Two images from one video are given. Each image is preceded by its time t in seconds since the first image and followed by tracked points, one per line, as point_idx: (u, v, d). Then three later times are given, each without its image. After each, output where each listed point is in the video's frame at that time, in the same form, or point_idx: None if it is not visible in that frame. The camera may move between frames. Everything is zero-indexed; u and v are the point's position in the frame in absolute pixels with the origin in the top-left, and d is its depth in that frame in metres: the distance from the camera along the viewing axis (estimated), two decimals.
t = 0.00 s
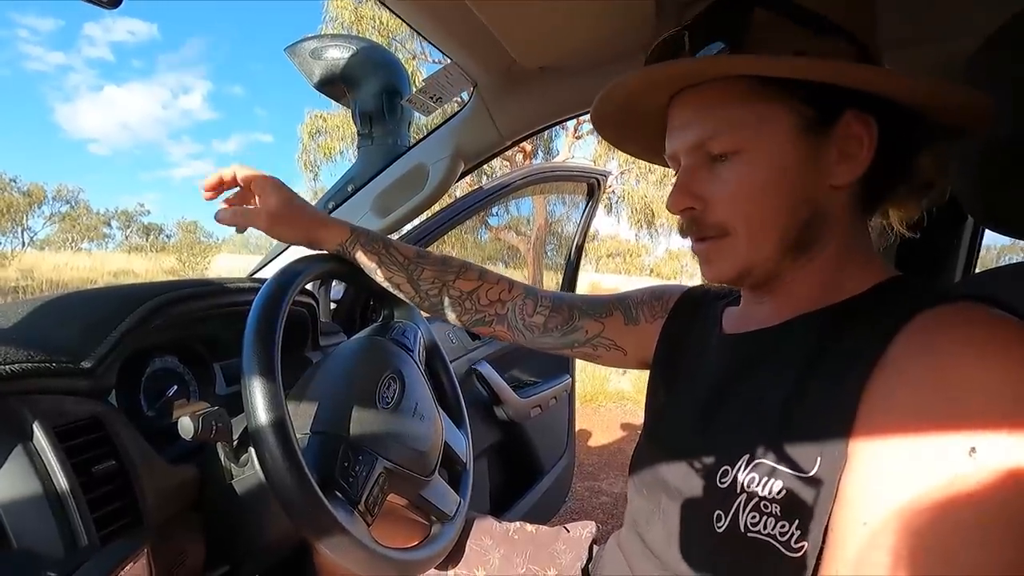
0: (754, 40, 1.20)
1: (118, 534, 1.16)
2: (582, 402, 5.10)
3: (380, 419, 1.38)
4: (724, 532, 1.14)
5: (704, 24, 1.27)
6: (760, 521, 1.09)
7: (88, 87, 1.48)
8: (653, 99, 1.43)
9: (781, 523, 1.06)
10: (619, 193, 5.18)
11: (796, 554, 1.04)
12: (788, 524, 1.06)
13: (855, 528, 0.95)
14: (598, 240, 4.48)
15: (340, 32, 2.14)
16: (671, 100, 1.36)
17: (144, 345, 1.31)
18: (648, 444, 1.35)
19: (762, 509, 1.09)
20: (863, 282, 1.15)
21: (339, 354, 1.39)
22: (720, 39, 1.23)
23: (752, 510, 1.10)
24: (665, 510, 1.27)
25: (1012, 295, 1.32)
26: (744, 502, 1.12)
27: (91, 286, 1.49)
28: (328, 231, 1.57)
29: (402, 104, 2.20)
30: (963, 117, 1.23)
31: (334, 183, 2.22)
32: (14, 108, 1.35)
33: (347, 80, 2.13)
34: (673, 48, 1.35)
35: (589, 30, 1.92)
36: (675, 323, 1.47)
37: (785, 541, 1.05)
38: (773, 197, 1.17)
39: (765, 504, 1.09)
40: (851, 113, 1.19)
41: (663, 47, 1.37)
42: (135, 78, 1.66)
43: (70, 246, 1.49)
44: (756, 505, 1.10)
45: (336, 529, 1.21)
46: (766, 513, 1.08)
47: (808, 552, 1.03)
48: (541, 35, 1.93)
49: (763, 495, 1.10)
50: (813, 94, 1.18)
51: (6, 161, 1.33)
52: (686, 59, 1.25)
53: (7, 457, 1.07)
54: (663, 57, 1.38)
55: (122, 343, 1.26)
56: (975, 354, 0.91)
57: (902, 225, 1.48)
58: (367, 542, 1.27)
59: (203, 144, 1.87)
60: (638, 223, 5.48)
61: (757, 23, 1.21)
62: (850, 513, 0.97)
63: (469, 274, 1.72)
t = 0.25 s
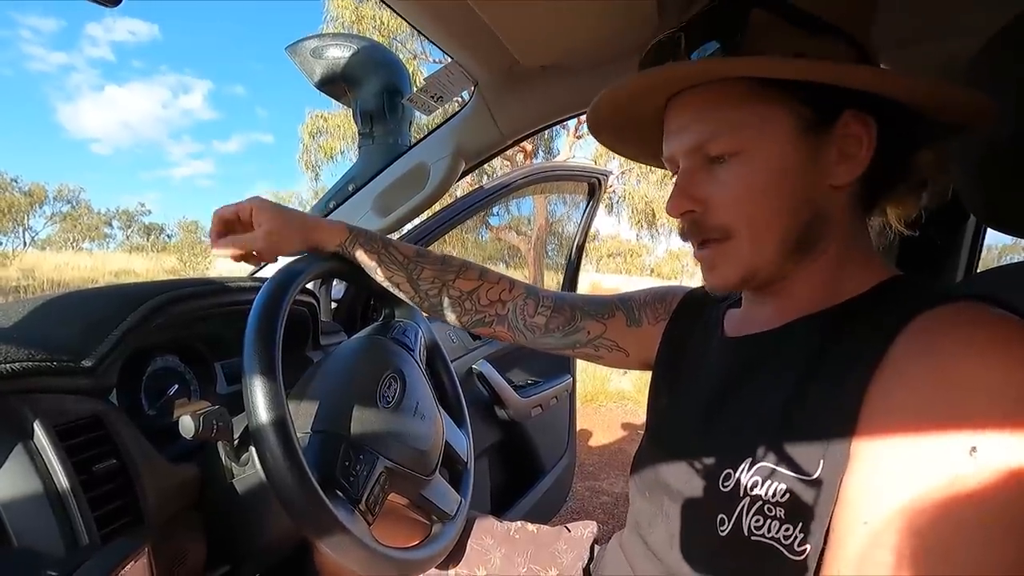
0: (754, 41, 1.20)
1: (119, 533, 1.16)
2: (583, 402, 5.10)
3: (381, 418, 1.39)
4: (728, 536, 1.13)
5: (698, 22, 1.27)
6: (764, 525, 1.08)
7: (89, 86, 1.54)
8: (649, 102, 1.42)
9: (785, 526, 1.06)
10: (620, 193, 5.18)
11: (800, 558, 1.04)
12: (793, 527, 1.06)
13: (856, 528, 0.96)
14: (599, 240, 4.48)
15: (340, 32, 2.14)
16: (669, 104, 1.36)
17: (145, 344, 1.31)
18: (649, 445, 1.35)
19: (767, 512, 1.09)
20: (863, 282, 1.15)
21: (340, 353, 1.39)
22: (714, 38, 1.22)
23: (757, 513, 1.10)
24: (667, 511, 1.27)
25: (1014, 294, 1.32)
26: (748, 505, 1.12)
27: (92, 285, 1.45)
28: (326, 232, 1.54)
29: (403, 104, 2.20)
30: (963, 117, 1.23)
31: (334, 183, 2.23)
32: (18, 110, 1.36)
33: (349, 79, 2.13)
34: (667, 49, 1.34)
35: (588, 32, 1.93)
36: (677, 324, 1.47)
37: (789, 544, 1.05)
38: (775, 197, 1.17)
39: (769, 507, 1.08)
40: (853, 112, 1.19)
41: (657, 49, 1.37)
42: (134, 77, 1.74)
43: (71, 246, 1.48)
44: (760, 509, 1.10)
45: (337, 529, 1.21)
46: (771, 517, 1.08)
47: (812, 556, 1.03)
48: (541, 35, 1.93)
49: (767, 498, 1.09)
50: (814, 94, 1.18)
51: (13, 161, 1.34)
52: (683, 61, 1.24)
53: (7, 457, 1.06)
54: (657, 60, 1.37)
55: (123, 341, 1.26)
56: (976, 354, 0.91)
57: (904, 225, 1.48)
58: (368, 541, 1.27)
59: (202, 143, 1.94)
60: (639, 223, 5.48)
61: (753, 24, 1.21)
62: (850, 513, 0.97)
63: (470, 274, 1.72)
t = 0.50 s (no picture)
0: (760, 55, 1.22)
1: (125, 539, 1.17)
2: (585, 412, 5.10)
3: (384, 427, 1.39)
4: (731, 550, 1.13)
5: (704, 36, 1.28)
6: (769, 539, 1.09)
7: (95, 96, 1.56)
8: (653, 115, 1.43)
9: (790, 540, 1.06)
10: (622, 204, 5.19)
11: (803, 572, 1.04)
12: (797, 542, 1.06)
13: (858, 542, 0.96)
14: (601, 250, 4.49)
15: (347, 45, 2.16)
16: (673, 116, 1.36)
17: (152, 352, 1.31)
18: (653, 457, 1.36)
19: (771, 526, 1.09)
20: (866, 296, 1.16)
21: (344, 362, 1.40)
22: (720, 52, 1.24)
23: (761, 527, 1.10)
24: (670, 524, 1.27)
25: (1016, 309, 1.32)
26: (752, 519, 1.12)
27: (96, 292, 1.46)
28: (331, 242, 1.55)
29: (409, 116, 2.21)
30: (966, 133, 1.24)
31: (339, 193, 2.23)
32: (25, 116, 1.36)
33: (355, 91, 2.15)
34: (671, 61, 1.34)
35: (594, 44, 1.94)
36: (680, 335, 1.48)
37: (793, 558, 1.05)
38: (780, 211, 1.18)
39: (773, 521, 1.09)
40: (857, 129, 1.20)
41: (659, 65, 1.37)
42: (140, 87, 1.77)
43: (76, 252, 1.49)
44: (764, 523, 1.10)
45: (340, 538, 1.22)
46: (775, 531, 1.08)
47: (815, 569, 1.03)
48: (547, 47, 1.95)
49: (771, 512, 1.09)
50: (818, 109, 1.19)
51: (16, 168, 1.33)
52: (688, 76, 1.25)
53: (16, 463, 1.07)
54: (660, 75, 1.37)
55: (130, 349, 1.26)
56: (979, 369, 0.92)
57: (907, 238, 1.49)
58: (371, 549, 1.27)
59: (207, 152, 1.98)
60: (642, 234, 5.49)
61: (762, 38, 1.22)
62: (854, 527, 0.97)
63: (473, 283, 1.73)
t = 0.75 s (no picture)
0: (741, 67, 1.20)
1: (126, 540, 1.17)
2: (585, 415, 5.11)
3: (385, 428, 1.39)
4: (733, 554, 1.13)
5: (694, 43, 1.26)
6: (770, 543, 1.08)
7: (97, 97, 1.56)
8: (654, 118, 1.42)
9: (792, 545, 1.06)
10: (623, 206, 5.20)
11: None
12: (798, 545, 1.06)
13: (859, 543, 0.97)
14: (601, 252, 4.49)
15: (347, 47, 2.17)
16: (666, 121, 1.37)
17: (153, 352, 1.32)
18: (654, 459, 1.35)
19: (773, 531, 1.09)
20: (867, 298, 1.16)
21: (345, 363, 1.40)
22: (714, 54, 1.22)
23: (762, 531, 1.10)
24: (671, 527, 1.27)
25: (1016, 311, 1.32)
26: (753, 523, 1.12)
27: (95, 293, 1.45)
28: (331, 244, 1.55)
29: (410, 118, 2.21)
30: (965, 137, 1.24)
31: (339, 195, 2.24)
32: (27, 119, 1.36)
33: (356, 94, 2.16)
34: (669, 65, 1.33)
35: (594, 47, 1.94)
36: (681, 337, 1.48)
37: (795, 562, 1.05)
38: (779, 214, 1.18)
39: (775, 525, 1.09)
40: (841, 141, 1.18)
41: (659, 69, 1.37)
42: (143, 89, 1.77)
43: (76, 254, 1.49)
44: (766, 527, 1.10)
45: (341, 539, 1.22)
46: (777, 535, 1.08)
47: (816, 572, 1.03)
48: (547, 50, 1.95)
49: (773, 516, 1.09)
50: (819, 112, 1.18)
51: (19, 169, 1.34)
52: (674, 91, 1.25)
53: (18, 463, 1.07)
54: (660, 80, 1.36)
55: (132, 349, 1.27)
56: (979, 371, 0.92)
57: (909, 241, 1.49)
58: (372, 550, 1.27)
59: (208, 154, 1.99)
60: (642, 236, 5.50)
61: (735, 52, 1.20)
62: (856, 528, 0.98)
63: (473, 284, 1.73)
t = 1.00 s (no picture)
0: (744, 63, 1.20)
1: (127, 537, 1.17)
2: (585, 414, 5.11)
3: (385, 426, 1.39)
4: (734, 552, 1.13)
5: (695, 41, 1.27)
6: (771, 542, 1.08)
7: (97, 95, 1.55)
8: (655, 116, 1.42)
9: (793, 543, 1.06)
10: (622, 205, 5.21)
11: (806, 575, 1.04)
12: (799, 544, 1.06)
13: (859, 540, 0.97)
14: (601, 251, 4.49)
15: (347, 46, 2.16)
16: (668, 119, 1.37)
17: (153, 350, 1.32)
18: (654, 457, 1.35)
19: (774, 529, 1.09)
20: (868, 296, 1.16)
21: (346, 361, 1.40)
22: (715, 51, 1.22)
23: (763, 530, 1.10)
24: (672, 525, 1.27)
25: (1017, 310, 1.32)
26: (754, 522, 1.11)
27: (95, 291, 1.45)
28: (333, 241, 1.55)
29: (410, 115, 2.20)
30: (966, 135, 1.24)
31: (339, 194, 2.23)
32: (26, 117, 1.36)
33: (356, 91, 2.14)
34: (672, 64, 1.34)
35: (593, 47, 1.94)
36: (682, 335, 1.48)
37: (796, 561, 1.05)
38: (778, 211, 1.18)
39: (776, 524, 1.08)
40: (840, 135, 1.18)
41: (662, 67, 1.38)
42: (143, 88, 1.77)
43: (75, 252, 1.50)
44: (767, 525, 1.10)
45: (341, 536, 1.22)
46: (778, 533, 1.08)
47: (817, 571, 1.03)
48: (547, 48, 1.95)
49: (774, 514, 1.09)
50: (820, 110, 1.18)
51: (18, 168, 1.34)
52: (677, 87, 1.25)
53: (19, 460, 1.07)
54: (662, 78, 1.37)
55: (132, 347, 1.27)
56: (980, 368, 0.92)
57: (910, 239, 1.49)
58: (372, 548, 1.27)
59: (208, 153, 1.98)
60: (642, 235, 5.50)
61: (738, 47, 1.20)
62: (856, 526, 0.98)
63: (474, 283, 1.73)
